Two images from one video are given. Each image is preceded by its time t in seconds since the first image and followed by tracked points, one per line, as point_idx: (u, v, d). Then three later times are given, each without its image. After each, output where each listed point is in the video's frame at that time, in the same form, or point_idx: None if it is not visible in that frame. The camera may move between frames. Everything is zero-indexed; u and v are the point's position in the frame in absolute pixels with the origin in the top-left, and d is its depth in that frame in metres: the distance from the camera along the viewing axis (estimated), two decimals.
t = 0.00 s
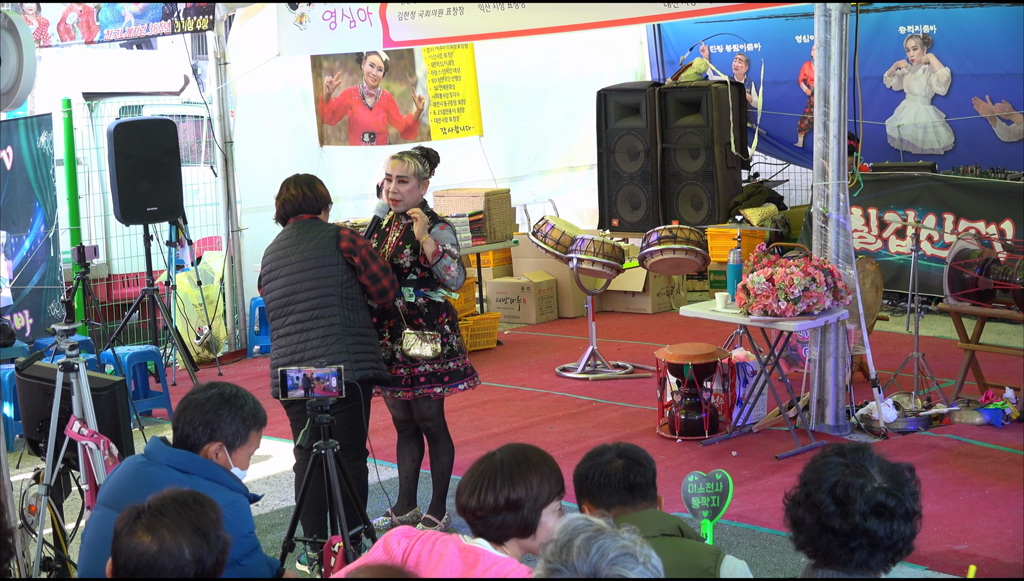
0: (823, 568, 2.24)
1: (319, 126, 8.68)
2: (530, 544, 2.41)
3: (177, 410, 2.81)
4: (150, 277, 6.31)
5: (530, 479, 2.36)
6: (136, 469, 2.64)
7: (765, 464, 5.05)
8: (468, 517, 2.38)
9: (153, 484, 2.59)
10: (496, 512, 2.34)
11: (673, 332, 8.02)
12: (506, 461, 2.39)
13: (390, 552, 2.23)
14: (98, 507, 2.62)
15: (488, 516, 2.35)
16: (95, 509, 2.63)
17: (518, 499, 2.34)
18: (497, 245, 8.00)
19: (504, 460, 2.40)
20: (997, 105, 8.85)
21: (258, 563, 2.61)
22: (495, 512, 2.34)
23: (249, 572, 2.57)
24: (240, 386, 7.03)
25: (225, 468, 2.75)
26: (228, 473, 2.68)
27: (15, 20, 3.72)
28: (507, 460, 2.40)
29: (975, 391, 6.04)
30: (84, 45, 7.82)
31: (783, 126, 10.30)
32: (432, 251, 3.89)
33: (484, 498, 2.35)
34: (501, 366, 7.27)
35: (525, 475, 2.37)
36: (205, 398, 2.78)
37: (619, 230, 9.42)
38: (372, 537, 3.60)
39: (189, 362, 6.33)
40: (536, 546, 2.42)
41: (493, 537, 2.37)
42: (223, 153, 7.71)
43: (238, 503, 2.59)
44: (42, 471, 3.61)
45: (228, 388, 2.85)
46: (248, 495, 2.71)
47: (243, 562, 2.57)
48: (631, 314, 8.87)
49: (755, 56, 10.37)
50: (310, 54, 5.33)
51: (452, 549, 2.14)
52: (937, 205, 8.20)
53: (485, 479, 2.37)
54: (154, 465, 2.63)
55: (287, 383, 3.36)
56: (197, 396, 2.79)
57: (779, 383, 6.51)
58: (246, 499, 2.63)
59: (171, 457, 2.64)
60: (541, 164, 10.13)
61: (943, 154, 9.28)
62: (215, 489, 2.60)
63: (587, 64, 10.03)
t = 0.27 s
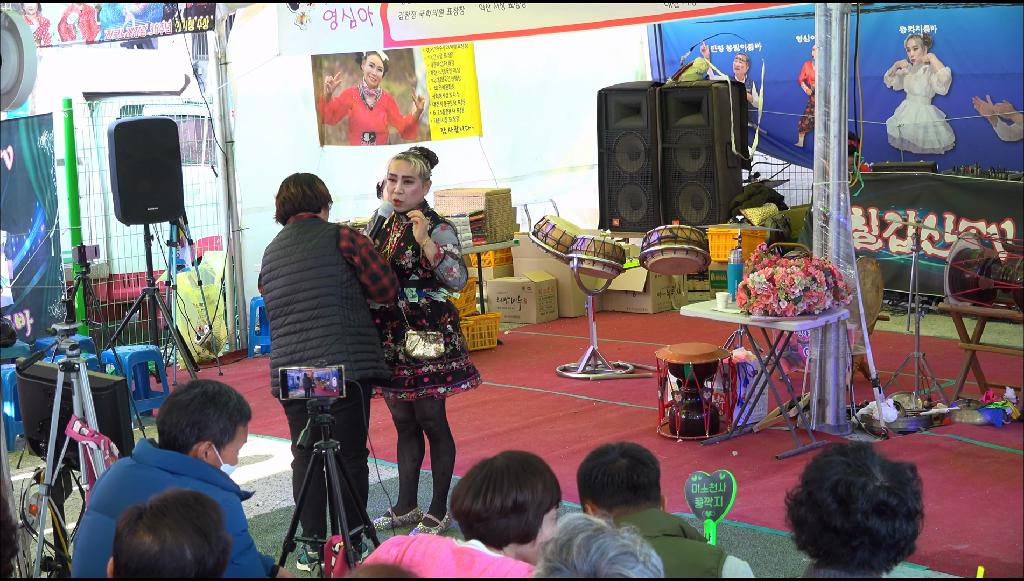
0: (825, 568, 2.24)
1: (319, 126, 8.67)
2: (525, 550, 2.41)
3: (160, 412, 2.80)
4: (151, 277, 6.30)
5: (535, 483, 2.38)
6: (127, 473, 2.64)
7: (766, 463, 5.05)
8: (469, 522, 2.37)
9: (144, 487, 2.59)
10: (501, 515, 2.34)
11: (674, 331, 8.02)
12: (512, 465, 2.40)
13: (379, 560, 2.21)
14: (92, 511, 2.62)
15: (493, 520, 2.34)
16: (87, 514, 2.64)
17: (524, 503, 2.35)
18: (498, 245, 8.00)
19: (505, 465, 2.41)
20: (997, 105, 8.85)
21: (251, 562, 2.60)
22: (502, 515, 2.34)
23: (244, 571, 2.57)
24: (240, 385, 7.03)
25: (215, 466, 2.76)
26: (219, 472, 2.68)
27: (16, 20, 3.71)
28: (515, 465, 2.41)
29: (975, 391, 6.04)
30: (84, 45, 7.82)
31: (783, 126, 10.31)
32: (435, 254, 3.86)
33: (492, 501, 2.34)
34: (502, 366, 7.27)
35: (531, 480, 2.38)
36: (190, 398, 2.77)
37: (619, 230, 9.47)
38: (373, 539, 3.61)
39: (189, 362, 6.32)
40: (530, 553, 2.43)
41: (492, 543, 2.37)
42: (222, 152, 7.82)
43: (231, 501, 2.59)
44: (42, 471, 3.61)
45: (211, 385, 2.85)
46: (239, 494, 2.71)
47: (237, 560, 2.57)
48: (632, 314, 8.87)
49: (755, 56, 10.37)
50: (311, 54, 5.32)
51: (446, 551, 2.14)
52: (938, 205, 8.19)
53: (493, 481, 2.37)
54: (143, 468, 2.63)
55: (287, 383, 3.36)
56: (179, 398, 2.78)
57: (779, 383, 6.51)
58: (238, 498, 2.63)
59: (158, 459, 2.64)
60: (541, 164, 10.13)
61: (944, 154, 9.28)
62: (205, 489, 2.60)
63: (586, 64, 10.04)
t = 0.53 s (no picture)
0: (825, 567, 2.24)
1: (318, 125, 8.66)
2: (514, 546, 2.40)
3: (148, 416, 2.79)
4: (151, 276, 6.30)
5: (519, 478, 2.38)
6: (121, 476, 2.63)
7: (766, 463, 5.05)
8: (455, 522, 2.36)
9: (141, 488, 2.60)
10: (487, 512, 2.34)
11: (674, 331, 8.03)
12: (494, 461, 2.40)
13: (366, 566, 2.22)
14: (87, 514, 2.62)
15: (480, 518, 2.34)
16: (82, 516, 2.64)
17: (509, 497, 2.34)
18: (498, 245, 8.00)
19: (486, 462, 2.40)
20: (998, 105, 8.85)
21: (249, 562, 2.60)
22: (489, 510, 2.33)
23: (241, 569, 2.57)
24: (241, 385, 7.04)
25: (212, 466, 2.79)
26: (213, 472, 2.69)
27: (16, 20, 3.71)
28: (495, 461, 2.41)
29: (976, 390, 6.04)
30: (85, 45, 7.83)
31: (782, 126, 10.32)
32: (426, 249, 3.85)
33: (478, 499, 2.33)
34: (503, 366, 7.28)
35: (515, 475, 2.38)
36: (182, 400, 2.77)
37: (620, 229, 9.46)
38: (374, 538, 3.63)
39: (190, 362, 6.32)
40: (520, 549, 2.41)
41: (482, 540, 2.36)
42: (224, 151, 7.84)
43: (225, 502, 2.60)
44: (42, 470, 3.61)
45: (198, 385, 2.85)
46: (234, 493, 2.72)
47: (235, 560, 2.57)
48: (632, 314, 8.88)
49: (755, 56, 10.37)
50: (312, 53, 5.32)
51: (432, 553, 2.13)
52: (938, 204, 8.19)
53: (476, 478, 2.37)
54: (138, 469, 2.64)
55: (287, 383, 3.36)
56: (168, 400, 2.78)
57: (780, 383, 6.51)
58: (233, 498, 2.64)
59: (153, 460, 2.65)
60: (541, 164, 10.13)
61: (944, 153, 9.28)
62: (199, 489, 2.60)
63: (586, 64, 10.05)
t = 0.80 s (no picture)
0: (825, 569, 2.24)
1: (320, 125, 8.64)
2: (511, 540, 2.39)
3: (141, 416, 2.77)
4: (153, 276, 6.29)
5: (512, 472, 2.38)
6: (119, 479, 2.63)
7: (768, 463, 5.05)
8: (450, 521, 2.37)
9: (141, 492, 2.60)
10: (482, 506, 2.33)
11: (676, 331, 8.03)
12: (486, 457, 2.40)
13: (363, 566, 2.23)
14: (86, 517, 2.62)
15: (476, 514, 2.34)
16: (81, 519, 2.64)
17: (502, 492, 2.34)
18: (500, 245, 8.00)
19: (479, 459, 2.40)
20: (1000, 105, 8.84)
21: (250, 563, 2.60)
22: (485, 506, 2.33)
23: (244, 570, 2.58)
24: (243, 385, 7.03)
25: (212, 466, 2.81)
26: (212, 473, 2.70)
27: (19, 20, 3.71)
28: (487, 457, 2.41)
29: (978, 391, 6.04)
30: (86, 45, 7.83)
31: (785, 126, 10.31)
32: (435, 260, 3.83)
33: (471, 496, 2.34)
34: (505, 366, 7.28)
35: (508, 469, 2.38)
36: (179, 404, 2.76)
37: (623, 229, 9.47)
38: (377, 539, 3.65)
39: (192, 362, 6.31)
40: (517, 544, 2.40)
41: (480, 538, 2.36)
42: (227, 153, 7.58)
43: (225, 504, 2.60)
44: (45, 470, 3.61)
45: (188, 385, 2.83)
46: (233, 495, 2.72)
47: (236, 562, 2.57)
48: (635, 314, 8.88)
49: (758, 56, 10.34)
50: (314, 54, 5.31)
51: (430, 552, 2.13)
52: (940, 205, 8.18)
53: (467, 476, 2.37)
54: (136, 472, 2.64)
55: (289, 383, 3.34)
56: (161, 402, 2.76)
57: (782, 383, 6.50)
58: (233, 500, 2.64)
59: (151, 463, 2.65)
60: (543, 164, 10.12)
61: (947, 154, 9.27)
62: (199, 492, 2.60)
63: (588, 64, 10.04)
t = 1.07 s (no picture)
0: (826, 570, 2.23)
1: (322, 126, 8.64)
2: (512, 527, 2.38)
3: (154, 419, 2.73)
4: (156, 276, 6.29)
5: (512, 459, 2.37)
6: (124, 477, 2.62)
7: (770, 464, 5.05)
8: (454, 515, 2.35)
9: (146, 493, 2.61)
10: (480, 494, 2.32)
11: (678, 331, 8.03)
12: (485, 444, 2.39)
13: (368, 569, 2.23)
14: (89, 516, 2.61)
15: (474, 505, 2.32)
16: (84, 518, 2.63)
17: (502, 479, 2.33)
18: (502, 245, 8.00)
19: (477, 446, 2.39)
20: (1003, 105, 8.85)
21: (254, 561, 2.61)
22: (482, 493, 2.32)
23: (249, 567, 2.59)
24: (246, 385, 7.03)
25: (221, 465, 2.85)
26: (216, 473, 2.73)
27: (21, 20, 3.72)
28: (485, 446, 2.39)
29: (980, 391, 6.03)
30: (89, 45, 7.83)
31: (788, 126, 10.30)
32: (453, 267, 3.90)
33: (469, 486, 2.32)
34: (507, 366, 7.28)
35: (507, 456, 2.37)
36: (193, 405, 2.77)
37: (625, 229, 9.48)
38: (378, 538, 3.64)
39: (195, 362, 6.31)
40: (518, 530, 2.39)
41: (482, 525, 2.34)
42: (228, 152, 7.74)
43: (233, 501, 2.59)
44: (47, 470, 3.61)
45: (189, 386, 2.84)
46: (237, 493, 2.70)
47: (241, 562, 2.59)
48: (637, 314, 8.88)
49: (760, 56, 10.33)
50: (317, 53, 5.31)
51: (430, 554, 2.12)
52: (942, 205, 8.19)
53: (466, 466, 2.36)
54: (141, 472, 2.65)
55: (291, 383, 3.33)
56: (179, 408, 2.74)
57: (784, 383, 6.50)
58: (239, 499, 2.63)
59: (157, 464, 2.67)
60: (546, 164, 10.12)
61: (949, 153, 9.26)
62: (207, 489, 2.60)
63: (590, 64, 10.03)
